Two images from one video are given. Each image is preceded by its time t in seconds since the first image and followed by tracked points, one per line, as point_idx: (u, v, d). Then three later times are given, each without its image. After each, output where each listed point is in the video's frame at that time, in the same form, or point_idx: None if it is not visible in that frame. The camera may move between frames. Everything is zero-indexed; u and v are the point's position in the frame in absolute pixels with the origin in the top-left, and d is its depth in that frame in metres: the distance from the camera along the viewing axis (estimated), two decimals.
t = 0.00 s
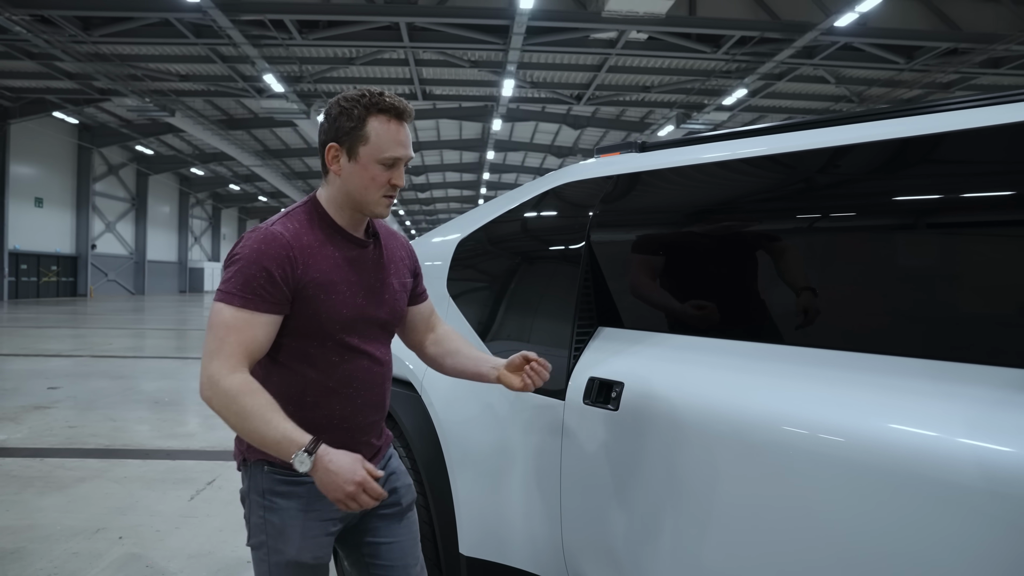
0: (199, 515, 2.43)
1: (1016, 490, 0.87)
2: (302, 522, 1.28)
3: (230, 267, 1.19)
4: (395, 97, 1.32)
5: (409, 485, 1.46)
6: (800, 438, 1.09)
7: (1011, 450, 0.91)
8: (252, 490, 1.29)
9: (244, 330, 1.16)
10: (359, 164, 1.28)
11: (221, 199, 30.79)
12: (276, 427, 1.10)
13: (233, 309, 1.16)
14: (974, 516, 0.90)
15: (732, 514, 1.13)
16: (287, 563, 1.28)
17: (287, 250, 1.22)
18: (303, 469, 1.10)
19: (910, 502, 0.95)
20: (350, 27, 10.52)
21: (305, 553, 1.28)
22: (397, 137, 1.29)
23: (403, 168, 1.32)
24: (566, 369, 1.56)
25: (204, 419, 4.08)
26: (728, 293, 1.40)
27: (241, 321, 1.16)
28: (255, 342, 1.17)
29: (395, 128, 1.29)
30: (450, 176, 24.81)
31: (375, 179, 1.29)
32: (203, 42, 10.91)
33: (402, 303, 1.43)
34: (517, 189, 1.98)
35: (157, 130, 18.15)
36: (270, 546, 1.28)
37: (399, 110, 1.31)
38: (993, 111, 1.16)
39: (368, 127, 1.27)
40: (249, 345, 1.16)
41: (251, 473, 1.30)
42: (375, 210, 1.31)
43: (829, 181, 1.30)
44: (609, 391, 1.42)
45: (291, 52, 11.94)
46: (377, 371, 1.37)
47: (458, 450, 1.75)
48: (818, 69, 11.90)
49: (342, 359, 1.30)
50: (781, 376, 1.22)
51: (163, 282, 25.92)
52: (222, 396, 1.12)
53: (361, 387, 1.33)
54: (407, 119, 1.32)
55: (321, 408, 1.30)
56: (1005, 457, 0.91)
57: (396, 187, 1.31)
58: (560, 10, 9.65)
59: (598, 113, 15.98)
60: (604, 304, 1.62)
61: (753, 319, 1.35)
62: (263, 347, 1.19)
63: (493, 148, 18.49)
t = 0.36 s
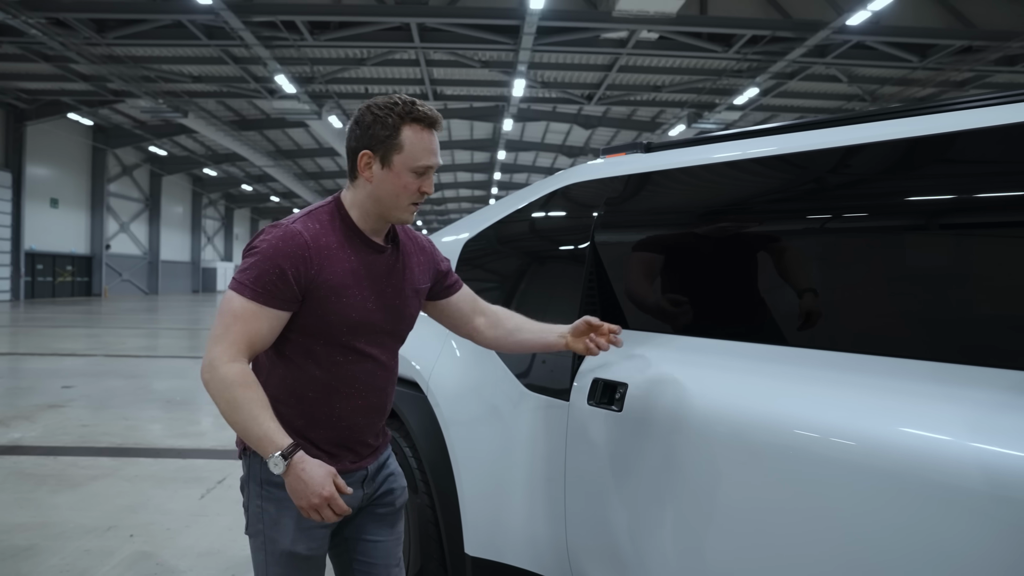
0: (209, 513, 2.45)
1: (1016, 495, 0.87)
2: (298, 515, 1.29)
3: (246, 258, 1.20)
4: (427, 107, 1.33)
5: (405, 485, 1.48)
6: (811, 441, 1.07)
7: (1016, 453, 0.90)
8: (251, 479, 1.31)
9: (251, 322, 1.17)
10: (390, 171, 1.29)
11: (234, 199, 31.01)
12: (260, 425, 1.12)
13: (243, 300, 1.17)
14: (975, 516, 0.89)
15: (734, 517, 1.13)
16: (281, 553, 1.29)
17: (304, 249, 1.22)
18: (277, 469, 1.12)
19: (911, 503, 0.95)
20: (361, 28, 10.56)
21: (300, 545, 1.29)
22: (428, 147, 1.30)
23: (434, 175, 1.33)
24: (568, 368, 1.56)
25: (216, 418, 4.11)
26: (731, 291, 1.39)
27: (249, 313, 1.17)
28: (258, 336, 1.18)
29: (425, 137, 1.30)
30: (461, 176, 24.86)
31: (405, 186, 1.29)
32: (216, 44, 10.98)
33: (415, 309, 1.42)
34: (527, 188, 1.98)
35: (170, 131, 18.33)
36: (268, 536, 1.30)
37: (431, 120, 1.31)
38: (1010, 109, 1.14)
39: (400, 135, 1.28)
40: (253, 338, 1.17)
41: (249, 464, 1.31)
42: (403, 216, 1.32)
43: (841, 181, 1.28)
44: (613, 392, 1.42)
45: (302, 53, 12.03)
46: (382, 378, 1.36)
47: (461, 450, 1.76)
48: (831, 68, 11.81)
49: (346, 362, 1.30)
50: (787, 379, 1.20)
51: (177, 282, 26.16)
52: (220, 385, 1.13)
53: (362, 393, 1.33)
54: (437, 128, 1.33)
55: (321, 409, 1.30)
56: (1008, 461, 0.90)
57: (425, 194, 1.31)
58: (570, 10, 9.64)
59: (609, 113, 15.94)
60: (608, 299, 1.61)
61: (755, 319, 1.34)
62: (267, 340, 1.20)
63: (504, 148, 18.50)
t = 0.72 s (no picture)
0: (220, 513, 2.47)
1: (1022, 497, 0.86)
2: (313, 508, 1.30)
3: (280, 249, 1.22)
4: (452, 112, 1.34)
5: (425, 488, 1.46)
6: (825, 446, 1.05)
7: (1020, 455, 0.89)
8: (270, 472, 1.32)
9: (284, 311, 1.18)
10: (415, 173, 1.30)
11: (248, 200, 31.27)
12: (296, 406, 1.12)
13: (276, 290, 1.18)
14: (979, 517, 0.88)
15: (739, 518, 1.11)
16: (294, 546, 1.29)
17: (335, 242, 1.24)
18: (314, 450, 1.12)
19: (914, 503, 0.94)
20: (374, 30, 10.61)
21: (313, 537, 1.29)
22: (452, 148, 1.30)
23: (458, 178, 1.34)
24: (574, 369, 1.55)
25: (229, 419, 4.14)
26: (735, 292, 1.36)
27: (282, 302, 1.18)
28: (291, 326, 1.19)
29: (450, 139, 1.30)
30: (473, 176, 24.90)
31: (429, 188, 1.30)
32: (231, 46, 11.07)
33: (439, 308, 1.42)
34: (539, 187, 1.97)
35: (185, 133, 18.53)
36: (283, 527, 1.31)
37: (457, 124, 1.32)
38: None
39: (426, 137, 1.29)
40: (285, 326, 1.18)
41: (271, 455, 1.33)
42: (427, 219, 1.32)
43: (854, 180, 1.26)
44: (618, 394, 1.41)
45: (316, 55, 12.12)
46: (406, 377, 1.36)
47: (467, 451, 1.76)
48: (846, 67, 11.68)
49: (372, 356, 1.30)
50: (791, 381, 1.18)
51: (192, 282, 26.42)
52: (253, 370, 1.13)
53: (385, 390, 1.33)
54: (463, 132, 1.34)
55: (344, 404, 1.30)
56: (1012, 464, 0.89)
57: (450, 197, 1.32)
58: (582, 11, 9.62)
59: (622, 114, 15.91)
60: (614, 298, 1.59)
61: (755, 322, 1.32)
62: (298, 331, 1.21)
63: (517, 149, 18.51)
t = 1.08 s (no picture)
0: (226, 512, 2.48)
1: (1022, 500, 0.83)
2: (314, 505, 1.29)
3: (260, 245, 1.23)
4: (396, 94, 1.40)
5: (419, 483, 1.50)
6: (834, 449, 1.02)
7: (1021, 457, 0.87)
8: (269, 469, 1.31)
9: (270, 302, 1.19)
10: (371, 151, 1.33)
11: (259, 200, 31.45)
12: (295, 385, 1.13)
13: (260, 283, 1.19)
14: (979, 517, 0.86)
15: (741, 520, 1.10)
16: (294, 543, 1.28)
17: (312, 230, 1.25)
18: (322, 424, 1.12)
19: (913, 504, 0.92)
20: (383, 31, 10.64)
21: (314, 533, 1.28)
22: (401, 122, 1.34)
23: (412, 149, 1.36)
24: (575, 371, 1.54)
25: (237, 419, 4.16)
26: (736, 292, 1.35)
27: (268, 293, 1.19)
28: (278, 315, 1.20)
29: (398, 115, 1.35)
30: (483, 176, 24.92)
31: (386, 162, 1.33)
32: (240, 48, 11.12)
33: (422, 290, 1.44)
34: (546, 184, 1.94)
35: (195, 134, 18.66)
36: (282, 524, 1.29)
37: (404, 103, 1.38)
38: None
39: (374, 118, 1.34)
40: (272, 316, 1.19)
41: (270, 452, 1.32)
42: (391, 195, 1.34)
43: (864, 178, 1.23)
44: (617, 394, 1.39)
45: (325, 56, 12.17)
46: (400, 357, 1.37)
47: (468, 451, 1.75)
48: (856, 66, 11.59)
49: (361, 340, 1.31)
50: (795, 382, 1.16)
51: (202, 282, 26.60)
52: (249, 360, 1.14)
53: (382, 372, 1.34)
54: (410, 110, 1.39)
55: (340, 392, 1.29)
56: (1008, 464, 0.87)
57: (410, 169, 1.35)
58: (590, 10, 9.59)
59: (632, 113, 15.87)
60: (613, 305, 1.58)
61: (754, 321, 1.31)
62: (287, 322, 1.22)
63: (527, 149, 18.50)
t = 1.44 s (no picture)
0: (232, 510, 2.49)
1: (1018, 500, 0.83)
2: (278, 509, 1.31)
3: (206, 256, 1.24)
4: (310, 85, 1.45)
5: (385, 476, 1.51)
6: (844, 453, 1.00)
7: (1016, 457, 0.86)
8: (232, 474, 1.32)
9: (220, 311, 1.20)
10: (310, 142, 1.39)
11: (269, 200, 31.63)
12: (247, 399, 1.14)
13: (208, 293, 1.20)
14: (979, 517, 0.85)
15: (741, 523, 1.09)
16: (260, 546, 1.31)
17: (261, 236, 1.26)
18: (274, 437, 1.15)
19: (906, 503, 0.91)
20: (392, 31, 10.67)
21: (279, 536, 1.31)
22: (328, 108, 1.41)
23: (344, 131, 1.44)
24: (575, 370, 1.53)
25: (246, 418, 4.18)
26: (741, 291, 1.33)
27: (216, 302, 1.20)
28: (228, 324, 1.21)
29: (322, 102, 1.41)
30: (492, 176, 24.93)
31: (328, 146, 1.39)
32: (249, 48, 11.18)
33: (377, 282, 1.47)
34: (552, 183, 1.93)
35: (206, 135, 18.79)
36: (247, 528, 1.32)
37: (321, 91, 1.44)
38: None
39: (302, 109, 1.39)
40: (222, 326, 1.20)
41: (233, 458, 1.33)
42: (340, 176, 1.41)
43: (874, 177, 1.20)
44: (617, 393, 1.39)
45: (334, 56, 12.21)
46: (358, 352, 1.41)
47: (469, 451, 1.75)
48: (867, 65, 11.52)
49: (319, 340, 1.34)
50: (796, 384, 1.15)
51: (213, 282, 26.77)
52: (197, 372, 1.15)
53: (342, 368, 1.37)
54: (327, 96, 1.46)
55: (300, 393, 1.32)
56: (1007, 465, 0.86)
57: (349, 149, 1.43)
58: (599, 10, 9.57)
59: (641, 113, 15.84)
60: (614, 305, 1.58)
61: (760, 319, 1.30)
62: (237, 329, 1.23)
63: (536, 149, 18.50)
